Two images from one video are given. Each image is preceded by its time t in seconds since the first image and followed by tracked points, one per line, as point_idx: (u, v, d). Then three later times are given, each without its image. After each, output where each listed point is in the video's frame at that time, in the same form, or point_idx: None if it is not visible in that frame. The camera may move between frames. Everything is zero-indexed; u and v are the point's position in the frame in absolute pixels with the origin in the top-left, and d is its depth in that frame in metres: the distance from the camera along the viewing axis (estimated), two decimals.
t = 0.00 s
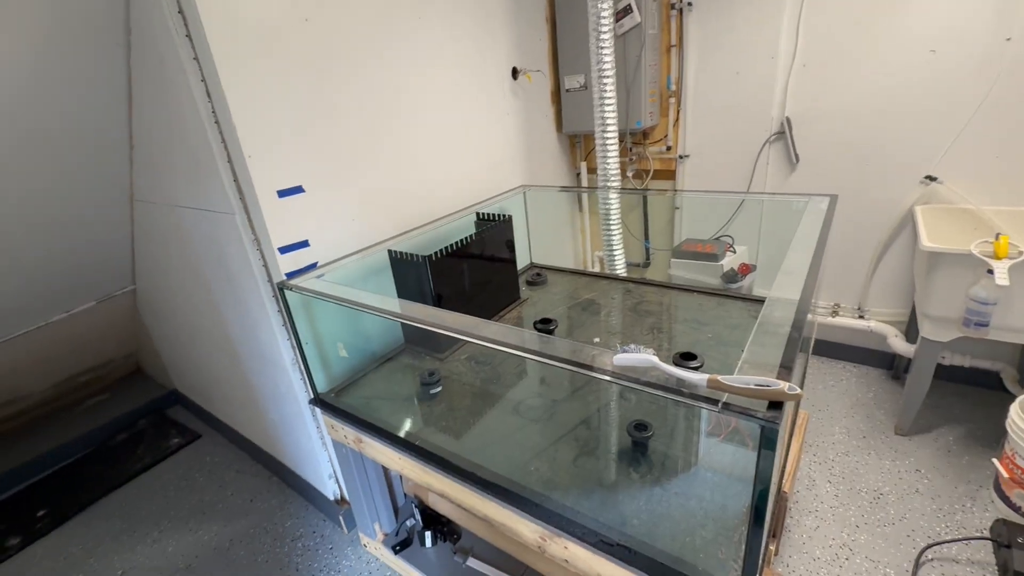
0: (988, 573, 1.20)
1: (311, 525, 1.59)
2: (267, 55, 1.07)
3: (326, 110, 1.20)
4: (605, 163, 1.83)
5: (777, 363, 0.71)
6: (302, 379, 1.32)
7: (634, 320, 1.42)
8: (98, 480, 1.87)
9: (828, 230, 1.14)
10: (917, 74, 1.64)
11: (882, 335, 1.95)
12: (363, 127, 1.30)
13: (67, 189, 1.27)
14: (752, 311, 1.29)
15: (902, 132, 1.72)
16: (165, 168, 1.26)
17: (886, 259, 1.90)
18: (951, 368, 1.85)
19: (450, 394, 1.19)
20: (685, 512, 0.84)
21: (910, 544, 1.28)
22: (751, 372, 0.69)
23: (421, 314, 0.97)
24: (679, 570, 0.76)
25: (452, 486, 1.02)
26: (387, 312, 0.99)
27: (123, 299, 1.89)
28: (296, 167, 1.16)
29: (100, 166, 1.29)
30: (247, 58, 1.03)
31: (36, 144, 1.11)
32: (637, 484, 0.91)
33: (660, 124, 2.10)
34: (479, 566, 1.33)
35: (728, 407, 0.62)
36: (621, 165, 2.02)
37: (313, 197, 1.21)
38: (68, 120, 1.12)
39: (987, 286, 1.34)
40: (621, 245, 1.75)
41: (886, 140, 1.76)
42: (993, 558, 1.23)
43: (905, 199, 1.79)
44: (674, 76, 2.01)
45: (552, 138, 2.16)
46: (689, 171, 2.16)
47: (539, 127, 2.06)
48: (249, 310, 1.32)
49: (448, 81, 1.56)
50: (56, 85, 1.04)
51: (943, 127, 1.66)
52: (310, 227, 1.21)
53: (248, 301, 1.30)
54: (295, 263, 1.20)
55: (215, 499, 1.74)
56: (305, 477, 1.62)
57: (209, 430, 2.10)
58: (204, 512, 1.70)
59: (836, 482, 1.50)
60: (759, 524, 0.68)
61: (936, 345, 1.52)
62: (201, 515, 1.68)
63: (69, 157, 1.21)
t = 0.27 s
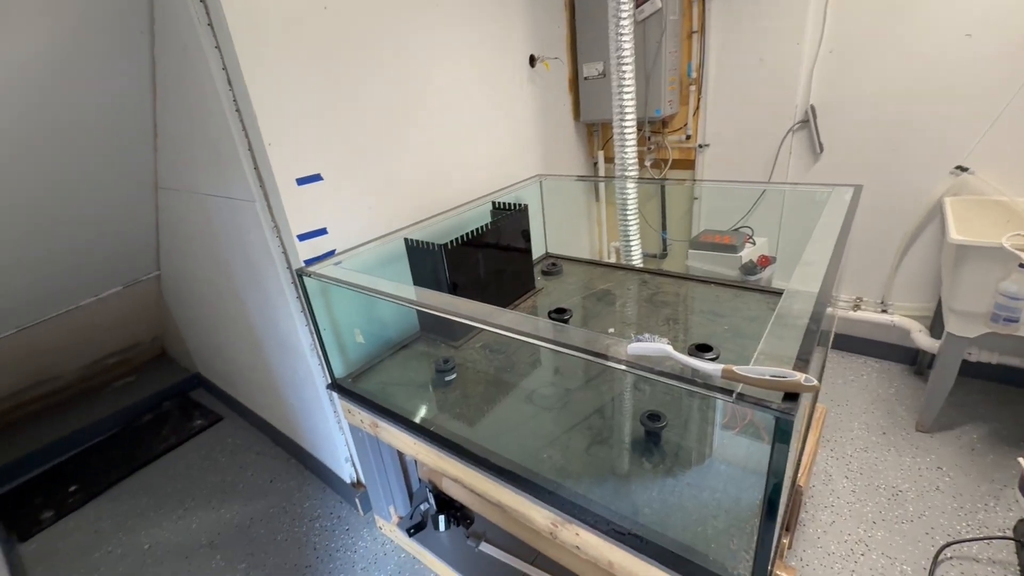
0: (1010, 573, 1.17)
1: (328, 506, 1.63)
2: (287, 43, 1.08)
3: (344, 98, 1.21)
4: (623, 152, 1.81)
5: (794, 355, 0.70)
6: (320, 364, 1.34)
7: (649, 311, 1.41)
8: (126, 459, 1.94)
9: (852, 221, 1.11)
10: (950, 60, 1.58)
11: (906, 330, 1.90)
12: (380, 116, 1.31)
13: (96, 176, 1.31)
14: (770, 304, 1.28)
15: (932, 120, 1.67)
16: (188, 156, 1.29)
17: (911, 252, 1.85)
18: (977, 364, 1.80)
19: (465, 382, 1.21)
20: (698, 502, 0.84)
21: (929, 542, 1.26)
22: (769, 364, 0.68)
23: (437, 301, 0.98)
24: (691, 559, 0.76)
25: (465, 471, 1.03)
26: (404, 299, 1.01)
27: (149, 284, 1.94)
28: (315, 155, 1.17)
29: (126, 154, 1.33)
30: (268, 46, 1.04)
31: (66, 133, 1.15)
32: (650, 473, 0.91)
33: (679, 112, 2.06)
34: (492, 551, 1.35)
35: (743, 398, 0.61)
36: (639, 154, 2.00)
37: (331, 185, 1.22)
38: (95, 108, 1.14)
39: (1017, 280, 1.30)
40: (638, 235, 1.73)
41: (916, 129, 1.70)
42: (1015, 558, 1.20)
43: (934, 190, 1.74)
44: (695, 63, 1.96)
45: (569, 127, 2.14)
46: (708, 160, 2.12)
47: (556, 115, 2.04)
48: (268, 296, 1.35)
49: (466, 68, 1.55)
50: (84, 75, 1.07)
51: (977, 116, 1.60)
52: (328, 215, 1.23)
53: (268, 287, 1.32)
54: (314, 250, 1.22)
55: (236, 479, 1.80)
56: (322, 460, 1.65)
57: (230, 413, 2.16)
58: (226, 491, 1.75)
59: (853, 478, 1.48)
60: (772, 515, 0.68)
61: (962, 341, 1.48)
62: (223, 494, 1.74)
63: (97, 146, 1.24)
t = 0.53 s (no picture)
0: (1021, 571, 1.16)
1: (338, 491, 1.66)
2: (300, 30, 1.08)
3: (356, 86, 1.21)
4: (635, 142, 1.79)
5: (806, 347, 0.70)
6: (330, 351, 1.36)
7: (659, 302, 1.40)
8: (142, 442, 1.99)
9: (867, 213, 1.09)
10: (975, 48, 1.54)
11: (920, 325, 1.88)
12: (391, 103, 1.30)
13: (112, 164, 1.32)
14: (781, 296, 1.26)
15: (954, 110, 1.63)
16: (201, 144, 1.30)
17: (928, 246, 1.82)
18: (993, 361, 1.77)
19: (473, 370, 1.21)
20: (704, 492, 0.84)
21: (939, 538, 1.25)
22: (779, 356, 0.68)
23: (446, 290, 0.99)
24: (697, 548, 0.77)
25: (473, 459, 1.04)
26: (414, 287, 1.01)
27: (163, 271, 1.97)
28: (326, 143, 1.17)
29: (141, 142, 1.34)
30: (280, 33, 1.04)
31: (82, 121, 1.16)
32: (657, 463, 0.92)
33: (693, 102, 2.04)
34: (499, 538, 1.37)
35: (753, 388, 0.61)
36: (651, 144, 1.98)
37: (342, 173, 1.22)
38: (111, 96, 1.15)
39: None
40: (649, 227, 1.70)
41: (936, 120, 1.66)
42: None
43: (954, 182, 1.70)
44: (710, 51, 1.93)
45: (581, 116, 2.12)
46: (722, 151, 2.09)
47: (568, 105, 2.02)
48: (280, 283, 1.36)
49: (478, 56, 1.54)
50: (101, 63, 1.08)
51: (1000, 106, 1.56)
52: (339, 203, 1.23)
53: (280, 275, 1.34)
54: (325, 238, 1.23)
55: (249, 463, 1.83)
56: (333, 446, 1.68)
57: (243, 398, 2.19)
58: (239, 474, 1.79)
59: (863, 472, 1.47)
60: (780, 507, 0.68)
61: (979, 336, 1.46)
62: (236, 477, 1.77)
63: (113, 133, 1.25)
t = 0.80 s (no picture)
0: None
1: (345, 478, 1.68)
2: (308, 18, 1.07)
3: (364, 74, 1.20)
4: (644, 132, 1.77)
5: (815, 340, 0.69)
6: (337, 339, 1.37)
7: (666, 294, 1.39)
8: (153, 427, 2.02)
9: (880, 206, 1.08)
10: (995, 37, 1.50)
11: (931, 320, 1.85)
12: (399, 92, 1.30)
13: (122, 151, 1.33)
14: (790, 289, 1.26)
15: (971, 101, 1.59)
16: (210, 132, 1.30)
17: (940, 241, 1.80)
18: (1005, 357, 1.75)
19: (479, 360, 1.22)
20: (709, 484, 0.84)
21: (944, 534, 1.25)
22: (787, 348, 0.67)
23: (452, 279, 0.99)
24: (700, 539, 0.77)
25: (478, 448, 1.05)
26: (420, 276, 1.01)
27: (172, 259, 1.99)
28: (334, 131, 1.17)
29: (150, 130, 1.34)
30: (289, 20, 1.04)
31: (93, 109, 1.16)
32: (661, 454, 0.92)
33: (704, 92, 2.01)
34: (503, 527, 1.38)
35: (760, 379, 0.60)
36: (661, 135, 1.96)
37: (349, 162, 1.22)
38: (120, 84, 1.16)
39: None
40: (657, 218, 1.70)
41: (953, 111, 1.63)
42: None
43: (969, 175, 1.67)
44: (722, 40, 1.89)
45: (590, 106, 2.10)
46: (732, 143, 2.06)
47: (577, 94, 2.00)
48: (288, 272, 1.37)
49: (486, 45, 1.53)
50: (110, 51, 1.08)
51: (1020, 97, 1.52)
52: (347, 192, 1.23)
53: (287, 263, 1.34)
54: (332, 227, 1.23)
55: (257, 449, 1.86)
56: (339, 433, 1.70)
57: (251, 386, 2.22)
58: (247, 460, 1.81)
59: (869, 467, 1.46)
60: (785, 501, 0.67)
61: (991, 332, 1.44)
62: (245, 463, 1.80)
63: (123, 121, 1.25)
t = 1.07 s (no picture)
0: None
1: (347, 466, 1.69)
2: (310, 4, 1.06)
3: (366, 62, 1.19)
4: (648, 123, 1.76)
5: (817, 332, 0.69)
6: (339, 329, 1.37)
7: (668, 286, 1.39)
8: (157, 415, 2.03)
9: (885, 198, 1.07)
10: (1005, 27, 1.48)
11: (934, 314, 1.84)
12: (402, 81, 1.29)
13: (124, 140, 1.33)
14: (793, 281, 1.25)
15: (980, 92, 1.58)
16: (211, 120, 1.29)
17: (945, 234, 1.79)
18: (1008, 351, 1.75)
19: (480, 350, 1.22)
20: (709, 475, 0.84)
21: (943, 527, 1.25)
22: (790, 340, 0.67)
23: (454, 268, 0.99)
24: (699, 529, 0.78)
25: (479, 437, 1.06)
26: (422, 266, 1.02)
27: (175, 248, 1.99)
28: (336, 120, 1.16)
29: (152, 118, 1.34)
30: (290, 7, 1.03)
31: (95, 96, 1.15)
32: (662, 445, 0.92)
33: (708, 83, 1.99)
34: (504, 515, 1.39)
35: (762, 370, 0.60)
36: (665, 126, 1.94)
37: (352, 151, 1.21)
38: (122, 72, 1.15)
39: None
40: (660, 211, 1.68)
41: (960, 103, 1.61)
42: None
43: (976, 168, 1.66)
44: (727, 30, 1.87)
45: (594, 97, 2.09)
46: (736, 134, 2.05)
47: (581, 84, 1.99)
48: (290, 261, 1.37)
49: (490, 33, 1.51)
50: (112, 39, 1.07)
51: None
52: (349, 181, 1.23)
53: (290, 252, 1.34)
54: (334, 216, 1.23)
55: (260, 437, 1.87)
56: (341, 422, 1.71)
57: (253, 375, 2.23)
58: (250, 448, 1.83)
59: (869, 460, 1.47)
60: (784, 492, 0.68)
61: (994, 327, 1.43)
62: (247, 451, 1.81)
63: (125, 109, 1.25)
